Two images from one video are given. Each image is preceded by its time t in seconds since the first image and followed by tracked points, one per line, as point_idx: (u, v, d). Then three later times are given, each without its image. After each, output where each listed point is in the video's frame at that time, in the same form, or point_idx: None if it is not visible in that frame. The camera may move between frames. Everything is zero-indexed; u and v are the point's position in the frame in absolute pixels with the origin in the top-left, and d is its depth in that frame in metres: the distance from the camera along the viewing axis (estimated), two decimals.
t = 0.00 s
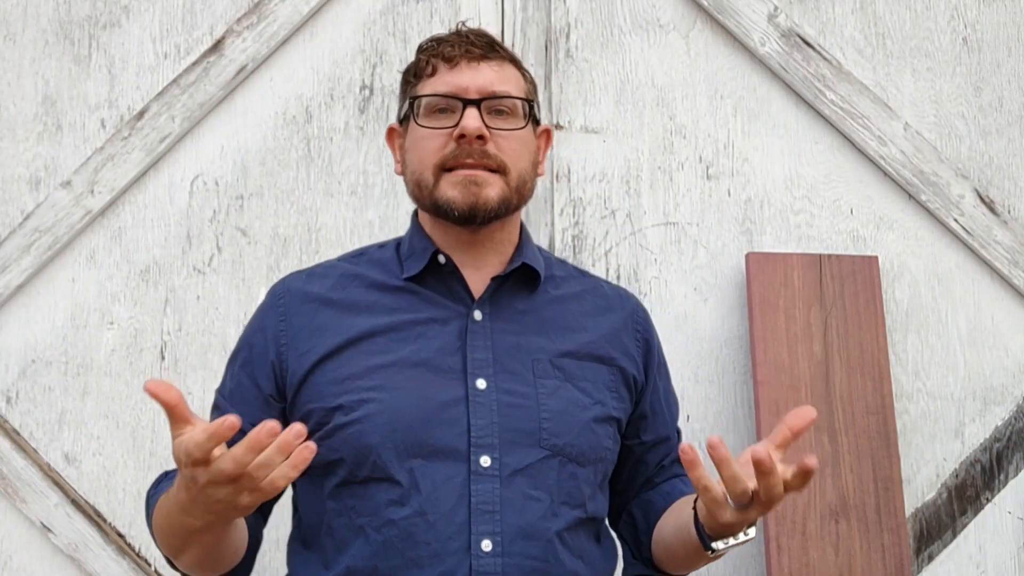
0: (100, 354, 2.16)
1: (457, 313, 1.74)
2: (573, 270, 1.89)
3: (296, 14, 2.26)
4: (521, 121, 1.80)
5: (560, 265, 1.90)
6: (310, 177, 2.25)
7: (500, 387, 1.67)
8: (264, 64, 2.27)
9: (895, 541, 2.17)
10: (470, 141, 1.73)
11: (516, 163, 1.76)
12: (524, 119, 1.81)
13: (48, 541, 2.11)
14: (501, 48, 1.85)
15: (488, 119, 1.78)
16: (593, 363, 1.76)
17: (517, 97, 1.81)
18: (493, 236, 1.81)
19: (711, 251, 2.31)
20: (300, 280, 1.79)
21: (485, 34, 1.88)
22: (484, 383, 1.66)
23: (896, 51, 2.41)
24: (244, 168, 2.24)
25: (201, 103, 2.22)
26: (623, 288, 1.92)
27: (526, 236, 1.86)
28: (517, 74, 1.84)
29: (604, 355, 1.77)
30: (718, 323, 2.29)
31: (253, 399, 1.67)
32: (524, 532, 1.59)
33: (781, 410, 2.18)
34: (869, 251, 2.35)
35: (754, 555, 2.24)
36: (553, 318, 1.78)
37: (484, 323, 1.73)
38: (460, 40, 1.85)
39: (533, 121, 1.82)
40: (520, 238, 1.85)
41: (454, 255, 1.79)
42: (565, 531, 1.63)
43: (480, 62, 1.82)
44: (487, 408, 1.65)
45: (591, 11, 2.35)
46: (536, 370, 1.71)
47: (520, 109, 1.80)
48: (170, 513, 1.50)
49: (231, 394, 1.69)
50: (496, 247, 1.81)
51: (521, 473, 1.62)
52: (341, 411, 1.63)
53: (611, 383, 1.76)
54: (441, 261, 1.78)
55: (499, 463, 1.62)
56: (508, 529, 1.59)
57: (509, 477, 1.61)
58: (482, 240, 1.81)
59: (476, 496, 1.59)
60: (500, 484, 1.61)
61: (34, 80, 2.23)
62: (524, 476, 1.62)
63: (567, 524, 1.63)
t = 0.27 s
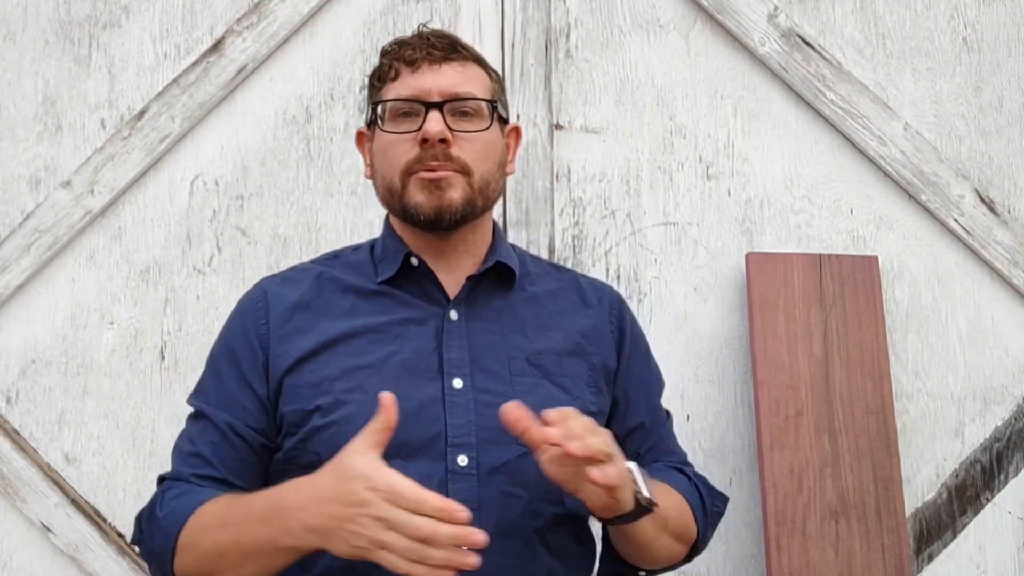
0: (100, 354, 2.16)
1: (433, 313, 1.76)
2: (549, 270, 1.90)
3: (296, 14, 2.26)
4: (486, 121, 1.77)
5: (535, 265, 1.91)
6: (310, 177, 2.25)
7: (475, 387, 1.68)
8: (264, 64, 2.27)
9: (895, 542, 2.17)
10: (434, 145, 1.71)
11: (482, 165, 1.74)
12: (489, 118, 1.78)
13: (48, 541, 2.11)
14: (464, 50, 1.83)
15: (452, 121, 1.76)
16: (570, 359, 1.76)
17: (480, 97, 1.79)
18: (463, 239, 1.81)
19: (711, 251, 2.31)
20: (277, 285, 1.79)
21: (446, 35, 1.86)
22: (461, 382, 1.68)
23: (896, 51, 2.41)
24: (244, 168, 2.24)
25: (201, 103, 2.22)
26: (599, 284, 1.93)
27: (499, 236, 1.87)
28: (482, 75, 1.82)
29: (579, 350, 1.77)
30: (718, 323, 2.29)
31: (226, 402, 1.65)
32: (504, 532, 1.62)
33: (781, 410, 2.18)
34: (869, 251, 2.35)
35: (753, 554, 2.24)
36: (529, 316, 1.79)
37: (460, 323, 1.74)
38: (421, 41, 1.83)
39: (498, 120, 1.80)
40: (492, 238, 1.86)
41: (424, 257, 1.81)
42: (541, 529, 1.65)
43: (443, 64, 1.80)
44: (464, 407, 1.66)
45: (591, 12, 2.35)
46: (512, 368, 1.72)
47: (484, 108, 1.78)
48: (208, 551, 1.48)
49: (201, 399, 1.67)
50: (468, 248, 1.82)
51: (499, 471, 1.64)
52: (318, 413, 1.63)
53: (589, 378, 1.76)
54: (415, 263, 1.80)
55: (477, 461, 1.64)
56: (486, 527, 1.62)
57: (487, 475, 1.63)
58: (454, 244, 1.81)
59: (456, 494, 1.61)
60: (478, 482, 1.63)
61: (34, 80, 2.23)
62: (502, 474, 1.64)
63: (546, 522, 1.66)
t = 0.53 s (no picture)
0: (100, 354, 2.16)
1: (419, 313, 1.71)
2: (531, 267, 1.86)
3: (296, 14, 2.26)
4: (470, 124, 1.73)
5: (516, 261, 1.86)
6: (310, 177, 2.25)
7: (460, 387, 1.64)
8: (264, 64, 2.27)
9: (895, 542, 2.17)
10: (417, 150, 1.68)
11: (465, 169, 1.71)
12: (473, 121, 1.74)
13: (48, 541, 2.11)
14: (448, 50, 1.78)
15: (435, 124, 1.72)
16: (555, 352, 1.71)
17: (465, 99, 1.74)
18: (447, 240, 1.78)
19: (711, 251, 2.31)
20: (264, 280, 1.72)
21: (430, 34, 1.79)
22: (448, 383, 1.64)
23: (896, 51, 2.41)
24: (244, 168, 2.24)
25: (201, 103, 2.22)
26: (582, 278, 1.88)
27: (482, 234, 1.83)
28: (466, 76, 1.77)
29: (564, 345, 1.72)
30: (718, 323, 2.29)
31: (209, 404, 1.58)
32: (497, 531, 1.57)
33: (781, 410, 2.18)
34: (869, 251, 2.35)
35: (754, 554, 2.24)
36: (511, 310, 1.75)
37: (446, 322, 1.70)
38: (404, 40, 1.77)
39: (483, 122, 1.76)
40: (475, 237, 1.82)
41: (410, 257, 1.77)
42: (534, 530, 1.60)
43: (427, 65, 1.75)
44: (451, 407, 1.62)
45: (591, 12, 2.35)
46: (498, 365, 1.67)
47: (469, 111, 1.74)
48: (291, 554, 1.48)
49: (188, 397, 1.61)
50: (452, 248, 1.78)
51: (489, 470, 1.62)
52: (306, 411, 1.58)
53: (575, 368, 1.70)
54: (400, 263, 1.75)
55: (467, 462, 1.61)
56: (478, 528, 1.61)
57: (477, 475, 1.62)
58: (437, 245, 1.77)
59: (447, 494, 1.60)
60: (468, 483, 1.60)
61: (34, 80, 2.23)
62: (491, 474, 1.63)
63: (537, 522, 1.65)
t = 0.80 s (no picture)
0: (100, 354, 2.16)
1: (411, 315, 1.71)
2: (523, 265, 1.86)
3: (295, 14, 2.26)
4: (459, 127, 1.73)
5: (507, 260, 1.86)
6: (310, 177, 2.25)
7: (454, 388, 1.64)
8: (264, 64, 2.27)
9: (895, 542, 2.17)
10: (405, 154, 1.68)
11: (454, 172, 1.71)
12: (461, 123, 1.74)
13: (48, 541, 2.11)
14: (435, 51, 1.77)
15: (424, 126, 1.72)
16: (549, 352, 1.71)
17: (453, 101, 1.74)
18: (437, 241, 1.77)
19: (711, 251, 2.31)
20: (253, 285, 1.72)
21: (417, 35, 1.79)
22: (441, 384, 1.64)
23: (896, 51, 2.41)
24: (244, 168, 2.24)
25: (201, 103, 2.22)
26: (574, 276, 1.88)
27: (472, 233, 1.82)
28: (454, 77, 1.77)
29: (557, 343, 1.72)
30: (718, 323, 2.29)
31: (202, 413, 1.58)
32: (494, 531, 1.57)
33: (781, 410, 2.18)
34: (869, 251, 2.35)
35: (754, 554, 2.24)
36: (503, 309, 1.75)
37: (438, 323, 1.70)
38: (391, 43, 1.77)
39: (471, 124, 1.75)
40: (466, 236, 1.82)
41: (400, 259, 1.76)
42: (530, 532, 1.60)
43: (414, 67, 1.74)
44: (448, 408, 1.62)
45: (591, 12, 2.35)
46: (491, 365, 1.67)
47: (456, 112, 1.74)
48: (293, 560, 1.49)
49: (180, 406, 1.61)
50: (442, 249, 1.77)
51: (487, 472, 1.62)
52: (302, 415, 1.58)
53: (568, 368, 1.70)
54: (389, 265, 1.74)
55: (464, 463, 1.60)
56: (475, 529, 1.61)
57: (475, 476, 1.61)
58: (427, 246, 1.77)
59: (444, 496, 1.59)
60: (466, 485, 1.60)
61: (34, 79, 2.23)
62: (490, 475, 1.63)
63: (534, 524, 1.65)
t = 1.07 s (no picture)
0: (100, 354, 2.16)
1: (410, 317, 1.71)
2: (524, 266, 1.86)
3: (296, 14, 2.26)
4: (460, 133, 1.73)
5: (509, 260, 1.86)
6: (310, 177, 2.25)
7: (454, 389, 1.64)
8: (264, 64, 2.27)
9: (895, 541, 2.17)
10: (405, 161, 1.67)
11: (453, 181, 1.71)
12: (462, 129, 1.74)
13: (48, 541, 2.11)
14: (439, 55, 1.76)
15: (425, 132, 1.72)
16: (549, 352, 1.71)
17: (455, 106, 1.74)
18: (437, 246, 1.77)
19: (711, 251, 2.31)
20: (252, 288, 1.72)
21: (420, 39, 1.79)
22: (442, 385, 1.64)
23: (896, 51, 2.41)
24: (244, 168, 2.24)
25: (201, 103, 2.22)
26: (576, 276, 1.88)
27: (473, 235, 1.82)
28: (457, 82, 1.77)
29: (558, 343, 1.72)
30: (718, 323, 2.29)
31: (202, 415, 1.58)
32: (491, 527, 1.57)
33: (781, 410, 2.18)
34: (869, 251, 2.35)
35: (754, 554, 2.24)
36: (503, 309, 1.75)
37: (438, 323, 1.70)
38: (394, 45, 1.76)
39: (472, 130, 1.75)
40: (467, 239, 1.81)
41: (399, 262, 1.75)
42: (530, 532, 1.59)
43: (417, 71, 1.74)
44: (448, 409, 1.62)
45: (591, 12, 2.35)
46: (492, 365, 1.68)
47: (458, 118, 1.74)
48: (288, 558, 1.49)
49: (181, 408, 1.61)
50: (443, 253, 1.77)
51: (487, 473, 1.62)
52: (301, 417, 1.58)
53: (570, 368, 1.70)
54: (389, 267, 1.74)
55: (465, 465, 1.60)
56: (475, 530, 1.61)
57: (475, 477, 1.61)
58: (427, 251, 1.76)
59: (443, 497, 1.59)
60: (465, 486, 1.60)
61: (34, 80, 2.23)
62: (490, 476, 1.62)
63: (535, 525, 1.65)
